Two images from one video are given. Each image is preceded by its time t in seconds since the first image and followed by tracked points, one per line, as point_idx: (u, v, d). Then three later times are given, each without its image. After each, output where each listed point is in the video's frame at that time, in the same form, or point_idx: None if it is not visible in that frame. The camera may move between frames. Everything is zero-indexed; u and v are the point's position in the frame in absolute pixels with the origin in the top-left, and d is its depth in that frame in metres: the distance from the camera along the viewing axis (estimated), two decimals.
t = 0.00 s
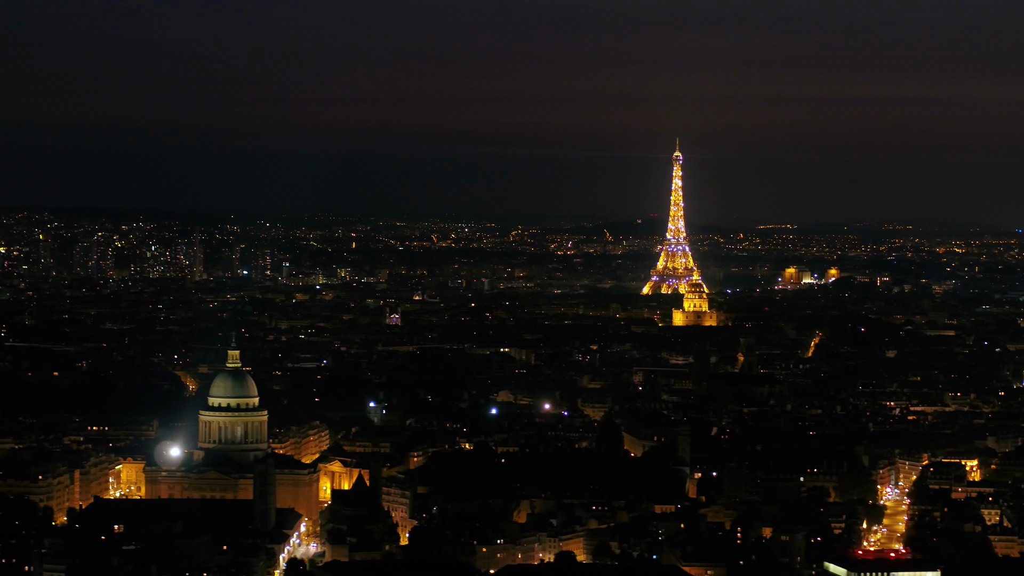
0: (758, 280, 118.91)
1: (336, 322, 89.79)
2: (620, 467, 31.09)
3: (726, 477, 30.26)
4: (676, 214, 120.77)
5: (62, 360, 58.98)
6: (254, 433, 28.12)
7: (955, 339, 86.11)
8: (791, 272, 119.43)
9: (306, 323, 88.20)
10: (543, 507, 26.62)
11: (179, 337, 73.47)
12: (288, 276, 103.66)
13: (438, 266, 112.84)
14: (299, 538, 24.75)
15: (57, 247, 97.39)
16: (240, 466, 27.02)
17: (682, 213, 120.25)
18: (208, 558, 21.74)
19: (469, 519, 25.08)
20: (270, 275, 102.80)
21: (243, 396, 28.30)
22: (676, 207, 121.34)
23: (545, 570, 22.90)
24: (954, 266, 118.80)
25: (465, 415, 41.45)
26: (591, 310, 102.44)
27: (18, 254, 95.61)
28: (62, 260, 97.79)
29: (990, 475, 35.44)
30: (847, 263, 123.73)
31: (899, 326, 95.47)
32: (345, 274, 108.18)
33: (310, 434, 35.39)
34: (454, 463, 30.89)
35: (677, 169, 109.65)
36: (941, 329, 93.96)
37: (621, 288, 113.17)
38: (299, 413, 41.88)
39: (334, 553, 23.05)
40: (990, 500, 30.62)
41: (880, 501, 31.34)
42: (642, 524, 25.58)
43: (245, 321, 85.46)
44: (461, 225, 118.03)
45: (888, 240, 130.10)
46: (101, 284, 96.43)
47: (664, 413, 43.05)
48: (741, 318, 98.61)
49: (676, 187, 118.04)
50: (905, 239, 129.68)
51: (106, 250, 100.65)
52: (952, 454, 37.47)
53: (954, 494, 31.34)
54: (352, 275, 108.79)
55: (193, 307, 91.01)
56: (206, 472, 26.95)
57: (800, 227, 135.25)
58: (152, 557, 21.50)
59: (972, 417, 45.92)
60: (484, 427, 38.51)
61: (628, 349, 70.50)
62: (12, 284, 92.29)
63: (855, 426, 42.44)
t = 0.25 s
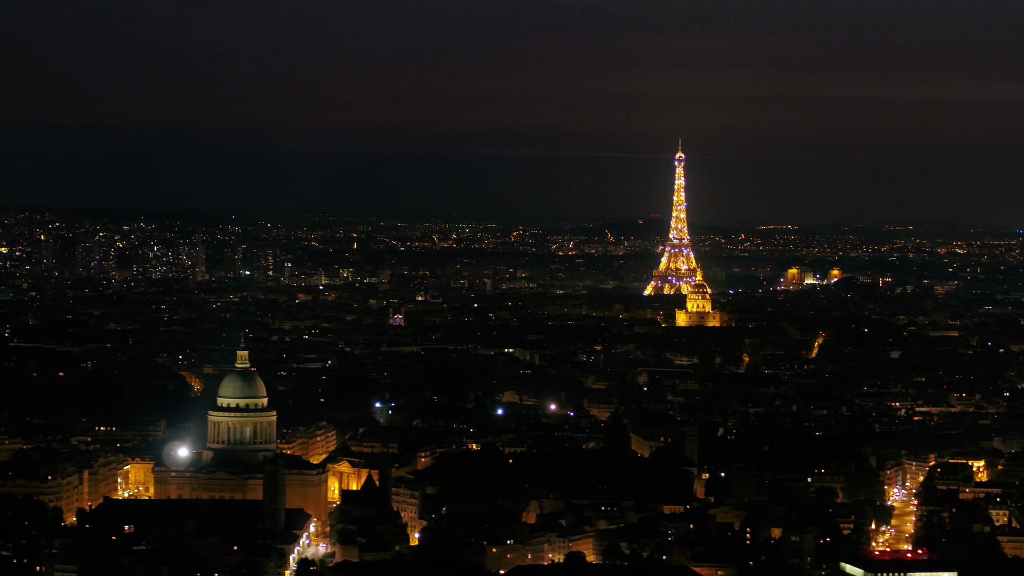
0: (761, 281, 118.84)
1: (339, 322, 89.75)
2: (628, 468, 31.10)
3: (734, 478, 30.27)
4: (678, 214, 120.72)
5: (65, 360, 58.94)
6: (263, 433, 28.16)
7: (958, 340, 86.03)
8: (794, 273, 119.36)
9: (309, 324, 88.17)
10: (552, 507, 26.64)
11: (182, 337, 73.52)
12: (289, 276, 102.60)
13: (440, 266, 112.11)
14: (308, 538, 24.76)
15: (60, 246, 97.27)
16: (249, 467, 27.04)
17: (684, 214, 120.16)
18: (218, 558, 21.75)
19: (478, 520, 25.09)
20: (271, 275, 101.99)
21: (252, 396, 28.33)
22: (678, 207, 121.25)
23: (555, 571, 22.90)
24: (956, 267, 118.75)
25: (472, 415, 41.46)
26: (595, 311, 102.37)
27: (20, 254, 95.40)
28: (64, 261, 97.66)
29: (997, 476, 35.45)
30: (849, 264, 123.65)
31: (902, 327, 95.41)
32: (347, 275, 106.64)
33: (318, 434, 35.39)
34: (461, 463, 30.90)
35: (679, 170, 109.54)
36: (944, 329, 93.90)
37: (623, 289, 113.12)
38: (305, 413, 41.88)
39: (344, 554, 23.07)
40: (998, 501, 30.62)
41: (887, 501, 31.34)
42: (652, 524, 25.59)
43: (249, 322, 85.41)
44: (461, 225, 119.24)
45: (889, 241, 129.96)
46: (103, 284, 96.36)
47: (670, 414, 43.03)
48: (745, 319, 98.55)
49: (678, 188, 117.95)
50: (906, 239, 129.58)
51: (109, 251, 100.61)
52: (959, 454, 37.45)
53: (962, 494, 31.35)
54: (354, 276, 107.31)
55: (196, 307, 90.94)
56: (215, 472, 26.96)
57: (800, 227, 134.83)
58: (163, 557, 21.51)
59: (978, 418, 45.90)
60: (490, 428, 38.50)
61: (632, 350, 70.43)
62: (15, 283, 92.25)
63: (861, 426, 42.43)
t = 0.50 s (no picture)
0: (763, 282, 118.84)
1: (342, 324, 89.66)
2: (637, 469, 31.12)
3: (742, 479, 30.28)
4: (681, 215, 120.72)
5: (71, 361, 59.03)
6: (273, 434, 28.19)
7: (962, 341, 86.05)
8: (796, 274, 119.37)
9: (312, 325, 88.24)
10: (562, 509, 26.66)
11: (187, 338, 73.71)
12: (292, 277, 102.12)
13: (442, 267, 112.08)
14: (319, 539, 24.78)
15: (61, 248, 97.58)
16: (259, 468, 27.06)
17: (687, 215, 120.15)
18: (231, 559, 21.79)
19: (489, 521, 25.10)
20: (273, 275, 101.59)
21: (261, 398, 28.37)
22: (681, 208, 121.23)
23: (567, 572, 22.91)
24: (958, 268, 118.74)
25: (479, 416, 41.50)
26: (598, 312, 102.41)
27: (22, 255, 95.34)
28: (66, 262, 97.75)
29: (1005, 477, 35.44)
30: (852, 265, 123.62)
31: (905, 328, 95.42)
32: (351, 276, 106.26)
33: (326, 435, 35.43)
34: (471, 464, 30.92)
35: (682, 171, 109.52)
36: (947, 330, 93.92)
37: (626, 290, 113.05)
38: (313, 414, 41.94)
39: (355, 555, 23.08)
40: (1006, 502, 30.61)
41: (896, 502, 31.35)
42: (662, 526, 25.60)
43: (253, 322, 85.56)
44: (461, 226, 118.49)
45: (890, 242, 129.76)
46: (106, 285, 96.45)
47: (677, 415, 43.05)
48: (748, 320, 98.57)
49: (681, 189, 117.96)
50: (907, 240, 129.47)
51: (111, 251, 100.82)
52: (966, 456, 37.44)
53: (970, 496, 31.35)
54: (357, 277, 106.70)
55: (199, 308, 91.01)
56: (225, 473, 26.98)
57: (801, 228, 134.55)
58: (176, 558, 21.54)
59: (984, 419, 45.90)
60: (498, 429, 38.52)
61: (636, 351, 70.45)
62: (18, 284, 92.36)
63: (868, 428, 42.43)
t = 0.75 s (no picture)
0: (763, 282, 118.75)
1: (344, 324, 89.61)
2: (642, 469, 31.12)
3: (749, 480, 30.28)
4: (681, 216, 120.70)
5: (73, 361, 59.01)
6: (279, 434, 28.25)
7: (963, 342, 86.05)
8: (796, 274, 119.34)
9: (313, 325, 88.23)
10: (569, 509, 26.69)
11: (189, 338, 73.79)
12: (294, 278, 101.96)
13: (443, 267, 112.02)
14: (327, 540, 24.77)
15: (62, 249, 97.65)
16: (266, 469, 27.07)
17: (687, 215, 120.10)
18: (240, 559, 21.79)
19: (496, 521, 25.10)
20: (273, 276, 101.43)
21: (268, 398, 28.43)
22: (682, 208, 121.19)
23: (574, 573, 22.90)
24: (959, 269, 118.71)
25: (483, 416, 41.50)
26: (599, 313, 102.44)
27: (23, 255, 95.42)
28: (67, 262, 97.79)
29: (1009, 478, 35.44)
30: (852, 266, 123.55)
31: (905, 328, 95.44)
32: (350, 276, 106.22)
33: (331, 435, 35.42)
34: (477, 464, 30.93)
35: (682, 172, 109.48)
36: (948, 331, 93.90)
37: (626, 291, 113.01)
38: (317, 413, 41.94)
39: (364, 555, 23.10)
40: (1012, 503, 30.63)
41: (902, 502, 31.36)
42: (669, 526, 25.61)
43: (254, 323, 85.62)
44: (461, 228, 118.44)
45: (890, 243, 129.59)
46: (107, 286, 96.44)
47: (681, 416, 43.01)
48: (749, 321, 98.56)
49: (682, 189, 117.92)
50: (907, 241, 129.43)
51: (112, 252, 100.89)
52: (971, 456, 37.44)
53: (976, 496, 31.36)
54: (358, 277, 106.61)
55: (200, 309, 91.01)
56: (232, 473, 26.99)
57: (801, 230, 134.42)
58: (185, 558, 21.55)
59: (988, 420, 45.87)
60: (503, 430, 38.52)
61: (639, 352, 70.49)
62: (18, 284, 92.33)
63: (872, 429, 42.43)
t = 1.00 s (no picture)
0: (760, 283, 118.72)
1: (343, 325, 89.59)
2: (645, 470, 31.14)
3: (753, 480, 30.30)
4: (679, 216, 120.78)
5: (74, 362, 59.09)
6: (284, 435, 28.31)
7: (961, 342, 86.14)
8: (793, 275, 119.39)
9: (311, 325, 88.26)
10: (574, 510, 26.72)
11: (188, 339, 73.82)
12: (290, 279, 101.74)
13: (440, 268, 111.97)
14: (331, 540, 24.80)
15: (58, 249, 97.42)
16: (271, 469, 27.09)
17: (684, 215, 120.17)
18: (246, 560, 21.80)
19: (501, 522, 25.12)
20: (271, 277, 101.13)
21: (272, 398, 28.48)
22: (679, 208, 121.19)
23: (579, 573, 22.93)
24: (955, 270, 118.79)
25: (485, 417, 41.53)
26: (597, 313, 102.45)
27: (19, 255, 95.31)
28: (64, 262, 97.68)
29: (1011, 479, 35.48)
30: (849, 266, 123.62)
31: (903, 329, 95.52)
32: (348, 276, 106.29)
33: (333, 436, 35.43)
34: (480, 464, 30.96)
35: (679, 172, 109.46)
36: (946, 332, 93.94)
37: (624, 291, 113.00)
38: (319, 414, 41.95)
39: (369, 556, 23.11)
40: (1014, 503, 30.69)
41: (904, 502, 31.40)
42: (674, 526, 25.63)
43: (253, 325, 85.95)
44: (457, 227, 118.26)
45: (885, 243, 129.30)
46: (105, 286, 96.46)
47: (683, 416, 43.02)
48: (747, 322, 98.62)
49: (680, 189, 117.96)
50: (904, 241, 129.49)
51: (108, 252, 100.70)
52: (973, 457, 37.48)
53: (978, 497, 31.42)
54: (354, 278, 106.58)
55: (198, 309, 91.05)
56: (236, 474, 27.00)
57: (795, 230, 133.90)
58: (191, 558, 21.55)
59: (988, 421, 45.91)
60: (504, 430, 38.54)
61: (638, 352, 70.56)
62: (16, 284, 92.35)
63: (872, 429, 42.45)
